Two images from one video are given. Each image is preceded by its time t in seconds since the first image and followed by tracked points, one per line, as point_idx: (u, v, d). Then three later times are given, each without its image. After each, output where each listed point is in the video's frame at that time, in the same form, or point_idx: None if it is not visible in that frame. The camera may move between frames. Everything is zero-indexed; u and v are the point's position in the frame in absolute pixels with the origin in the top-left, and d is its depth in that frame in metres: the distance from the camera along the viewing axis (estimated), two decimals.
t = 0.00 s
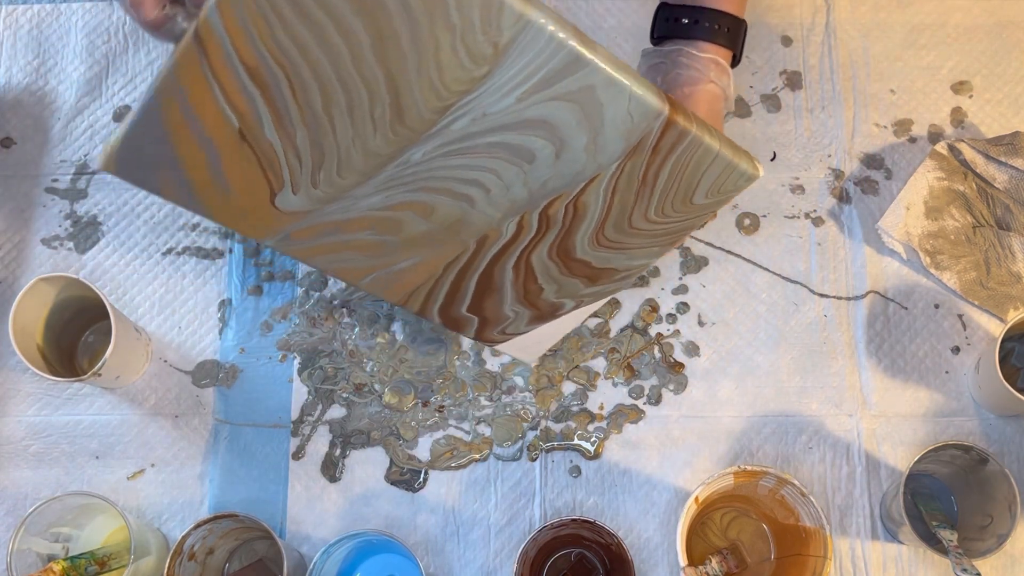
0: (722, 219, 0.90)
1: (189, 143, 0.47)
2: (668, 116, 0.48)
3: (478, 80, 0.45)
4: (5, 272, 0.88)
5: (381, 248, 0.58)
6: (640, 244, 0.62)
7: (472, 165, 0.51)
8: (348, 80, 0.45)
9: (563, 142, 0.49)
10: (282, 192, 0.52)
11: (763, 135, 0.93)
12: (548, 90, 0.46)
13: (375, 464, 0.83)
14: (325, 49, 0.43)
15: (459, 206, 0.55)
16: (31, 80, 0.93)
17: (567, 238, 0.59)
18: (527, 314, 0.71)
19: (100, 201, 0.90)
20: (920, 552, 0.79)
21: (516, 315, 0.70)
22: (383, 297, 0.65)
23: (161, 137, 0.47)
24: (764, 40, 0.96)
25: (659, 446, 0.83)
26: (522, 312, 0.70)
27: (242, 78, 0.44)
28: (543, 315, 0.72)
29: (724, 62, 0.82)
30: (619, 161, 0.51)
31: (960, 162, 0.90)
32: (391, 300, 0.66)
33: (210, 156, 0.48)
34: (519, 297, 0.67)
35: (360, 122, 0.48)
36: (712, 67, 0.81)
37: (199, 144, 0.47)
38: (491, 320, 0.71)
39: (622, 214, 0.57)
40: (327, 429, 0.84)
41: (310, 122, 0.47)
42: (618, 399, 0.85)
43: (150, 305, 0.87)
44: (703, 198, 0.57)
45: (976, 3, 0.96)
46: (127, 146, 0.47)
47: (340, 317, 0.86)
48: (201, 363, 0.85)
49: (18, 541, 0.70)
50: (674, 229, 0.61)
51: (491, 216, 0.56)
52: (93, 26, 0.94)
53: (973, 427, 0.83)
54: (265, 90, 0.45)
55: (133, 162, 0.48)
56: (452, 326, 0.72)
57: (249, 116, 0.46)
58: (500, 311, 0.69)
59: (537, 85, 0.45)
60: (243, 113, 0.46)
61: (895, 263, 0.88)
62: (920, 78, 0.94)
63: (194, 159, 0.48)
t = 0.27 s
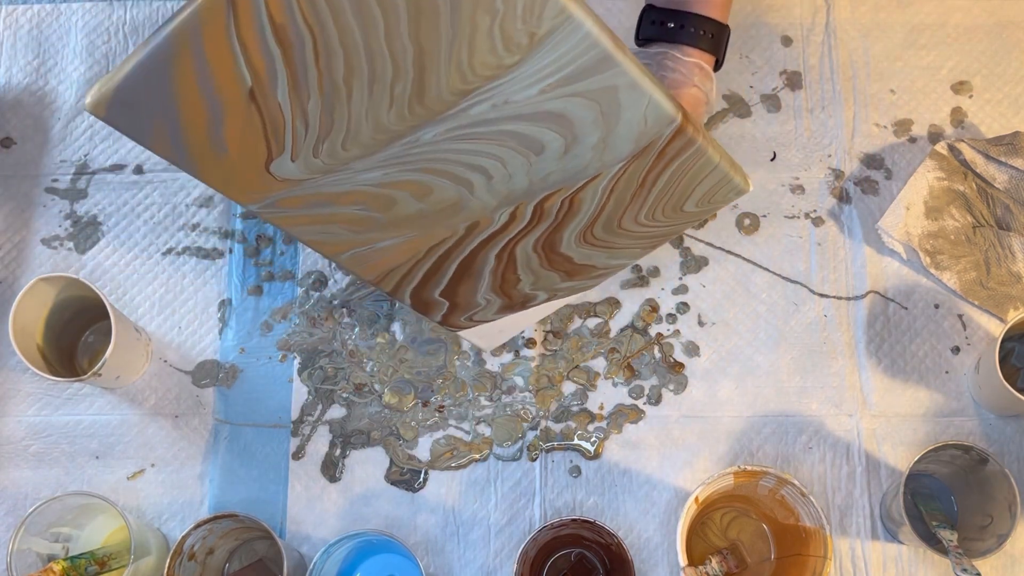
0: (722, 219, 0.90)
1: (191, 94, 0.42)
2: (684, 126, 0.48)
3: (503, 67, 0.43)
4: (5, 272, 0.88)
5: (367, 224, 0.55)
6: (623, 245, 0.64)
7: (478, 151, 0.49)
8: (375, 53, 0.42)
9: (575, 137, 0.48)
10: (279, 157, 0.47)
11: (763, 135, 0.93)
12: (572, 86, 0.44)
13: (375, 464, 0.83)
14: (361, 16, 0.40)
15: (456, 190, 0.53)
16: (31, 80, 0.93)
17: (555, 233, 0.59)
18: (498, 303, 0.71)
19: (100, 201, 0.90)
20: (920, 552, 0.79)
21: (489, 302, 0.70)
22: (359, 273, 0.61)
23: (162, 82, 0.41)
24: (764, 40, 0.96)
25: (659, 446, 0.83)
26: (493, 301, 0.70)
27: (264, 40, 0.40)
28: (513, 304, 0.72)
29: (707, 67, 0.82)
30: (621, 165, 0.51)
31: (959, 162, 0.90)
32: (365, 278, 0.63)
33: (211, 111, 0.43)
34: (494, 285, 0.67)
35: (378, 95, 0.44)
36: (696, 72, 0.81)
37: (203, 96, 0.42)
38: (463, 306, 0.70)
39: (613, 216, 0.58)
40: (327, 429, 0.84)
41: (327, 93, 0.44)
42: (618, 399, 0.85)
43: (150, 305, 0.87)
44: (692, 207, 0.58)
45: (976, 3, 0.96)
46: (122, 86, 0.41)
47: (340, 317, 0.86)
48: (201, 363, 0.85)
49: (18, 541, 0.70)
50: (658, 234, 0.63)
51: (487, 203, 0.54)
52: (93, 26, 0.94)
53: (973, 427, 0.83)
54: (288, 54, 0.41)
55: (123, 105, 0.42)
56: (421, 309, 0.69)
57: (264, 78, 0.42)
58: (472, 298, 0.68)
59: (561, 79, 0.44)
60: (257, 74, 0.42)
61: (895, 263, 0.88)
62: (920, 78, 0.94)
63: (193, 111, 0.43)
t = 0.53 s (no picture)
0: (721, 219, 0.90)
1: (196, 96, 0.41)
2: (689, 128, 0.49)
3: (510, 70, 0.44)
4: (5, 272, 0.88)
5: (373, 227, 0.55)
6: (628, 248, 0.64)
7: (485, 154, 0.50)
8: (383, 56, 0.42)
9: (580, 138, 0.49)
10: (286, 160, 0.47)
11: (763, 135, 0.93)
12: (578, 87, 0.45)
13: (375, 464, 0.83)
14: (368, 19, 0.40)
15: (463, 191, 0.53)
16: (31, 80, 0.93)
17: (561, 236, 0.60)
18: (502, 307, 0.71)
19: (100, 201, 0.90)
20: (920, 552, 0.79)
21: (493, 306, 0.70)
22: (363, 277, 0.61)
23: (168, 84, 0.40)
24: (764, 40, 0.96)
25: (659, 446, 0.83)
26: (498, 304, 0.70)
27: (271, 42, 0.40)
28: (516, 308, 0.73)
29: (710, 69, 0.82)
30: (628, 166, 0.51)
31: (959, 162, 0.90)
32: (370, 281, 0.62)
33: (216, 113, 0.42)
34: (499, 289, 0.67)
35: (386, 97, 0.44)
36: (699, 74, 0.81)
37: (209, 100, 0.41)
38: (467, 310, 0.70)
39: (619, 219, 0.59)
40: (327, 429, 0.84)
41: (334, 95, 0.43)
42: (618, 399, 0.85)
43: (150, 304, 0.87)
44: (697, 209, 0.59)
45: (976, 3, 0.96)
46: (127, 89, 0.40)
47: (340, 317, 0.86)
48: (201, 363, 0.85)
49: (18, 541, 0.70)
50: (663, 237, 0.64)
51: (492, 206, 0.55)
52: (93, 26, 0.94)
53: (973, 427, 0.83)
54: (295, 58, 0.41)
55: (128, 107, 0.41)
56: (425, 314, 0.69)
57: (270, 81, 0.42)
58: (477, 301, 0.69)
59: (568, 81, 0.44)
60: (263, 75, 0.41)
61: (895, 263, 0.88)
62: (920, 78, 0.94)
63: (198, 113, 0.42)
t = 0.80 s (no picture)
0: (722, 219, 0.90)
1: (201, 103, 0.43)
2: (686, 108, 0.51)
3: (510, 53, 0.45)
4: (5, 272, 0.88)
5: (380, 240, 0.55)
6: (635, 247, 0.65)
7: (488, 149, 0.51)
8: (383, 44, 0.44)
9: (581, 125, 0.50)
10: (291, 168, 0.48)
11: (763, 135, 0.93)
12: (575, 70, 0.47)
13: (375, 464, 0.83)
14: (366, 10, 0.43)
15: (466, 194, 0.54)
16: (31, 80, 0.93)
17: (568, 237, 0.60)
18: (514, 322, 0.70)
19: (100, 201, 0.90)
20: (920, 552, 0.79)
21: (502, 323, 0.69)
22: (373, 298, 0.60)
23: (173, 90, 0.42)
24: (765, 40, 0.96)
25: (659, 446, 0.83)
26: (509, 320, 0.69)
27: (273, 38, 0.42)
28: (526, 324, 0.71)
29: (709, 73, 0.82)
30: (631, 151, 0.53)
31: (960, 162, 0.90)
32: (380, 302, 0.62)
33: (220, 119, 0.44)
34: (510, 301, 0.66)
35: (385, 92, 0.46)
36: (698, 77, 0.80)
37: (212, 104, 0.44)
38: (478, 329, 0.69)
39: (624, 214, 0.60)
40: (327, 429, 0.84)
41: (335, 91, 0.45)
42: (618, 399, 0.85)
43: (150, 304, 0.87)
44: (701, 197, 0.61)
45: (976, 3, 0.96)
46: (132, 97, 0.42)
47: (340, 317, 0.86)
48: (201, 363, 0.85)
49: (18, 541, 0.70)
50: (668, 232, 0.64)
51: (497, 206, 0.55)
52: (93, 26, 0.94)
53: (973, 427, 0.83)
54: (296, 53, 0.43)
55: (134, 119, 0.43)
56: (436, 336, 0.68)
57: (272, 79, 0.44)
58: (488, 319, 0.68)
59: (564, 63, 0.46)
60: (264, 74, 0.43)
61: (895, 263, 0.88)
62: (920, 78, 0.94)
63: (202, 121, 0.44)
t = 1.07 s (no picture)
0: (722, 219, 0.90)
1: (196, 105, 0.44)
2: (668, 86, 0.53)
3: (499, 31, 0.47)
4: (5, 272, 0.88)
5: (382, 250, 0.55)
6: (633, 242, 0.64)
7: (484, 138, 0.52)
8: (377, 29, 0.45)
9: (572, 107, 0.52)
10: (289, 172, 0.49)
11: (763, 135, 0.93)
12: (560, 48, 0.49)
13: (375, 464, 0.83)
14: None
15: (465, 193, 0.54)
16: (31, 80, 0.93)
17: (567, 233, 0.60)
18: (520, 337, 0.68)
19: (100, 201, 0.90)
20: (920, 552, 0.79)
21: (508, 338, 0.67)
22: (378, 318, 0.59)
23: (168, 93, 0.43)
24: (765, 40, 0.96)
25: (659, 446, 0.83)
26: (516, 335, 0.67)
27: (268, 31, 0.43)
28: (535, 339, 0.69)
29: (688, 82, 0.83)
30: (619, 132, 0.54)
31: (960, 162, 0.90)
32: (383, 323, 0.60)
33: (216, 121, 0.45)
34: (516, 314, 0.65)
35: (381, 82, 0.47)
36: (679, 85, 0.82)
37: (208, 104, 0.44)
38: (485, 348, 0.66)
39: (620, 203, 0.60)
40: (327, 429, 0.84)
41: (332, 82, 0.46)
42: (618, 399, 0.85)
43: (150, 304, 0.87)
44: (693, 181, 0.61)
45: (976, 3, 0.96)
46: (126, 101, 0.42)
47: (340, 317, 0.86)
48: (201, 363, 0.85)
49: (18, 541, 0.70)
50: (664, 222, 0.64)
51: (496, 202, 0.55)
52: (93, 26, 0.94)
53: (973, 427, 0.83)
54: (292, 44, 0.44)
55: (127, 127, 0.43)
56: (442, 359, 0.66)
57: (268, 73, 0.45)
58: (494, 336, 0.66)
59: (549, 42, 0.48)
60: (260, 67, 0.44)
61: (895, 263, 0.88)
62: (920, 78, 0.94)
63: (197, 125, 0.44)
